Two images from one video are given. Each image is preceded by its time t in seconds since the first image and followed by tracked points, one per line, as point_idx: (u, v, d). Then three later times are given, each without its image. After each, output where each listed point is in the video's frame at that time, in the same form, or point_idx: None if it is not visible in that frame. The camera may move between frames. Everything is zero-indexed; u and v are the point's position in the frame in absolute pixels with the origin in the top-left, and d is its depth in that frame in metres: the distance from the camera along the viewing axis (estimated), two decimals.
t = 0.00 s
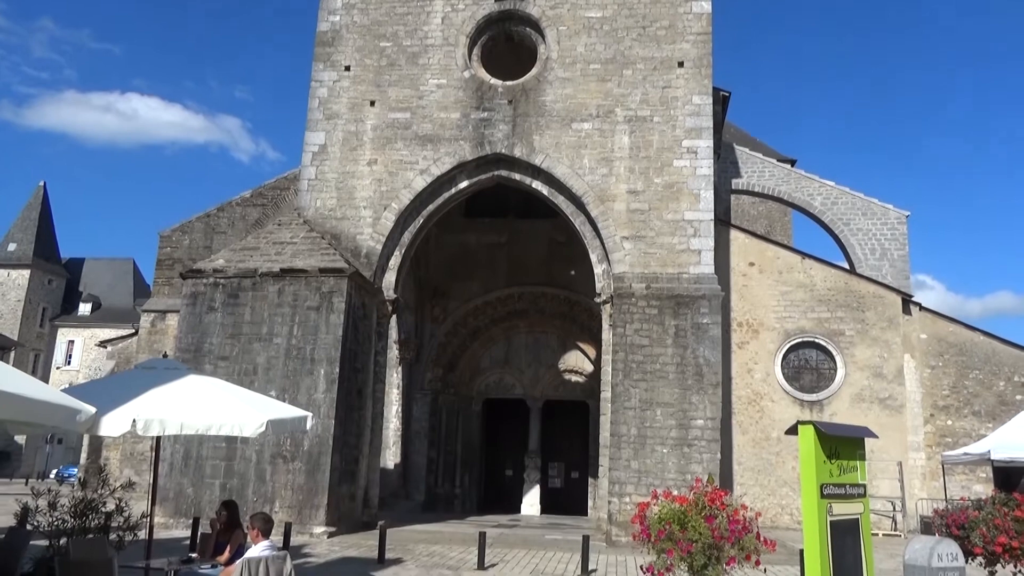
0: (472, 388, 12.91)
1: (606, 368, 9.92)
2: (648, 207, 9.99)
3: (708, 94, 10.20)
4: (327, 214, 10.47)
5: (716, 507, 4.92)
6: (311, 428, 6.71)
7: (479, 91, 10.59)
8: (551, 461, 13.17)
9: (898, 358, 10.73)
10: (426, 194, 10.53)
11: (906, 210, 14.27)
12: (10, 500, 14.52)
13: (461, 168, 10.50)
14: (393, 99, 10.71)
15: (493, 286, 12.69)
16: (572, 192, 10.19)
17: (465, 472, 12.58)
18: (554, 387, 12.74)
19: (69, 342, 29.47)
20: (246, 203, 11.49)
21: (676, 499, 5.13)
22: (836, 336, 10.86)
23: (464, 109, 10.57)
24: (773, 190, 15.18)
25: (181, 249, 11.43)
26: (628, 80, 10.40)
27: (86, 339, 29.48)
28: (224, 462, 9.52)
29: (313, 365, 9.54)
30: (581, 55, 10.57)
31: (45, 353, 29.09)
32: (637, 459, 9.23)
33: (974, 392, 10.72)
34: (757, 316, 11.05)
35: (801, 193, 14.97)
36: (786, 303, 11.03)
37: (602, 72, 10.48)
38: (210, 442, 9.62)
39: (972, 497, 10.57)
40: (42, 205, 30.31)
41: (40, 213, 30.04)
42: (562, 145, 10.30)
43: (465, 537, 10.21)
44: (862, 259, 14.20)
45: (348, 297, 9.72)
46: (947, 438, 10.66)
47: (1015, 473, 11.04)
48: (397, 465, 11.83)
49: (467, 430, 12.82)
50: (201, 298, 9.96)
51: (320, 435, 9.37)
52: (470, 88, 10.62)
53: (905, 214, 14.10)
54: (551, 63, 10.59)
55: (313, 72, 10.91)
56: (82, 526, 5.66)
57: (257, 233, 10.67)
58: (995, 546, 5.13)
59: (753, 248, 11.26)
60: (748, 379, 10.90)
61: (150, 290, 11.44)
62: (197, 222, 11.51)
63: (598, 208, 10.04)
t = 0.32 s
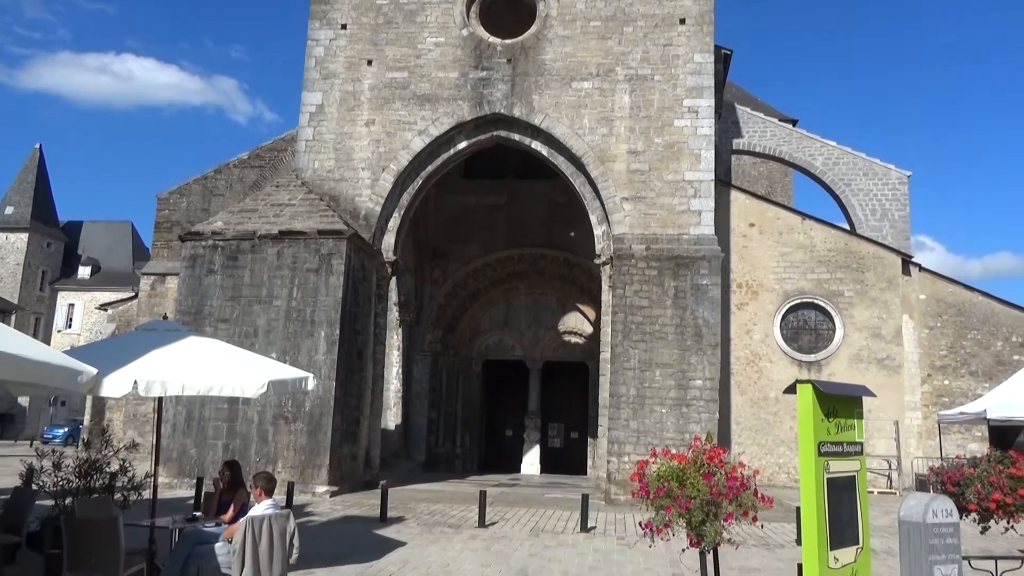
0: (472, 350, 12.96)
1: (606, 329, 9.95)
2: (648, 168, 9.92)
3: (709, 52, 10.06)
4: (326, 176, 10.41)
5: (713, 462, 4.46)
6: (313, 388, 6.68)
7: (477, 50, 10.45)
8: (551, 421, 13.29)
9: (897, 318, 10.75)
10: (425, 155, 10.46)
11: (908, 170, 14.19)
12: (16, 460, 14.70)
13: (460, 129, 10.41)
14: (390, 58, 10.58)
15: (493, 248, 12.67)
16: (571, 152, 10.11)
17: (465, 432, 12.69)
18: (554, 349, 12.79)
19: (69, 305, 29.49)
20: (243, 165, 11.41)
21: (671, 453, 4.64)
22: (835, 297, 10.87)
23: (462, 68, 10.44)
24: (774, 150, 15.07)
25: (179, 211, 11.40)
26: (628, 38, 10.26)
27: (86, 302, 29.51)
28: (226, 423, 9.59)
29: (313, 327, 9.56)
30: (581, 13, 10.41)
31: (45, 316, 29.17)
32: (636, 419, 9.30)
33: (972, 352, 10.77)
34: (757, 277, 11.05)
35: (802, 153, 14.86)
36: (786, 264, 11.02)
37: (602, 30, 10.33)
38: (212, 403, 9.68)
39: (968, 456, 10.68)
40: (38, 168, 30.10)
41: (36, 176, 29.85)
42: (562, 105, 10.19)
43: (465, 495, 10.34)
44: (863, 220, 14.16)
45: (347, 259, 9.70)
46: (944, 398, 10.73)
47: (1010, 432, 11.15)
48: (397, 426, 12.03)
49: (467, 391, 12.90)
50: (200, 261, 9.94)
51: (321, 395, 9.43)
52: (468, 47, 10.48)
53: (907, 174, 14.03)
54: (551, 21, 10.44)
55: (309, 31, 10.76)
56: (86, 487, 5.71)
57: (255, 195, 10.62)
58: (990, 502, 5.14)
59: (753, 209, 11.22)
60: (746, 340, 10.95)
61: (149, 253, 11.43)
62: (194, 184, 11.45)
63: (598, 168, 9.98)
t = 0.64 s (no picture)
0: (472, 319, 12.99)
1: (606, 297, 9.96)
2: (648, 135, 9.85)
3: (710, 16, 9.94)
4: (323, 144, 10.34)
5: (713, 429, 4.31)
6: (315, 356, 6.68)
7: (475, 16, 10.33)
8: (551, 389, 13.36)
9: (897, 285, 10.75)
10: (424, 123, 10.38)
11: (910, 136, 14.10)
12: (21, 429, 14.80)
13: (459, 96, 10.32)
14: (387, 25, 10.45)
15: (492, 216, 12.64)
16: (571, 119, 10.03)
17: (466, 400, 12.77)
18: (554, 317, 12.82)
19: (69, 277, 29.44)
20: (240, 134, 11.32)
21: (671, 418, 4.56)
22: (836, 264, 10.86)
23: (461, 34, 10.32)
24: (776, 117, 14.95)
25: (177, 181, 11.35)
26: (628, 3, 10.13)
27: (86, 273, 29.49)
28: (228, 392, 9.64)
29: (314, 296, 9.56)
30: None
31: (45, 287, 29.17)
32: (635, 386, 9.34)
33: (971, 319, 10.79)
34: (757, 245, 11.04)
35: (804, 119, 14.75)
36: (786, 232, 10.99)
37: None
38: (213, 372, 9.72)
39: (965, 421, 10.75)
40: (33, 139, 29.86)
41: (33, 146, 29.65)
42: (561, 71, 10.09)
43: (467, 463, 10.42)
44: (863, 187, 14.11)
45: (347, 228, 9.68)
46: (942, 364, 10.78)
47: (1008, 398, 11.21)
48: (399, 395, 12.16)
49: (467, 359, 12.94)
50: (199, 230, 9.91)
51: (322, 364, 9.47)
52: (466, 13, 10.36)
53: (909, 141, 13.94)
54: None
55: None
56: (90, 456, 5.74)
57: (253, 164, 10.55)
58: (986, 467, 5.17)
59: (753, 176, 11.16)
60: (746, 307, 10.97)
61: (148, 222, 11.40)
62: (192, 154, 11.38)
63: (598, 135, 9.91)
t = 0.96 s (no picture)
0: (472, 295, 13.00)
1: (606, 273, 9.94)
2: (648, 109, 9.78)
3: None
4: (322, 120, 10.27)
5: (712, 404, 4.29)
6: (315, 332, 6.68)
7: None
8: (551, 364, 13.41)
9: (896, 260, 10.74)
10: (422, 97, 10.30)
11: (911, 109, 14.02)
12: (23, 405, 14.88)
13: (458, 71, 10.24)
14: None
15: (492, 192, 12.59)
16: (570, 93, 9.96)
17: (466, 376, 12.81)
18: (554, 293, 12.82)
19: (69, 254, 29.37)
20: (238, 110, 11.23)
21: (671, 392, 4.55)
22: (836, 239, 10.84)
23: (459, 8, 10.22)
24: (776, 91, 14.86)
25: (175, 157, 11.29)
26: None
27: (86, 250, 29.45)
28: (229, 368, 9.66)
29: (313, 273, 9.55)
30: None
31: (45, 265, 29.15)
32: (635, 361, 9.37)
33: (971, 293, 10.80)
34: (757, 220, 11.02)
35: (805, 92, 14.66)
36: (787, 207, 10.96)
37: None
38: (214, 349, 9.74)
39: (963, 395, 10.80)
40: (29, 115, 29.64)
41: (29, 123, 29.44)
42: (560, 45, 10.00)
43: (467, 438, 10.48)
44: (864, 161, 14.05)
45: (346, 204, 9.64)
46: (942, 339, 10.81)
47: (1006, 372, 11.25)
48: (399, 370, 12.25)
49: (467, 335, 12.97)
50: (198, 207, 9.88)
51: (322, 341, 9.48)
52: None
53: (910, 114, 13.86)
54: None
55: None
56: (93, 432, 5.76)
57: (251, 140, 10.48)
58: (984, 440, 5.18)
59: (754, 151, 11.10)
60: (746, 283, 10.97)
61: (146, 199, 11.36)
62: (189, 130, 11.31)
63: (598, 110, 9.84)
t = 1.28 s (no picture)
0: (472, 276, 12.99)
1: (606, 254, 9.93)
2: (648, 90, 9.73)
3: None
4: (320, 101, 10.21)
5: (712, 385, 4.37)
6: (314, 315, 6.69)
7: None
8: (551, 346, 13.43)
9: (897, 241, 10.73)
10: (421, 78, 10.25)
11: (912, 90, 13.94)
12: (24, 386, 14.91)
13: (457, 51, 10.17)
14: None
15: (492, 174, 12.54)
16: (570, 74, 9.90)
17: (466, 357, 12.85)
18: (554, 274, 12.82)
19: (68, 236, 29.35)
20: (236, 91, 11.16)
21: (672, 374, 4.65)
22: (836, 221, 10.83)
23: None
24: (778, 71, 14.77)
25: (173, 138, 11.24)
26: None
27: (86, 233, 29.43)
28: (229, 350, 9.67)
29: (313, 255, 9.54)
30: None
31: (44, 247, 29.14)
32: (635, 343, 9.38)
33: (971, 275, 10.79)
34: (757, 202, 10.99)
35: (806, 73, 14.57)
36: (787, 188, 10.93)
37: None
38: (214, 331, 9.75)
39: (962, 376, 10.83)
40: (26, 97, 29.48)
41: (26, 105, 29.31)
42: (560, 24, 9.92)
43: (468, 419, 10.51)
44: (865, 141, 14.00)
45: (345, 185, 9.61)
46: (941, 321, 10.82)
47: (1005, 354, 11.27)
48: (399, 352, 12.35)
49: (467, 317, 12.99)
50: (196, 189, 9.85)
51: (322, 323, 9.49)
52: None
53: (912, 95, 13.78)
54: None
55: None
56: (94, 414, 5.78)
57: (249, 121, 10.42)
58: (983, 421, 5.20)
59: (754, 131, 11.05)
60: (746, 265, 10.97)
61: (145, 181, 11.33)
62: (187, 111, 11.25)
63: (598, 90, 9.79)
